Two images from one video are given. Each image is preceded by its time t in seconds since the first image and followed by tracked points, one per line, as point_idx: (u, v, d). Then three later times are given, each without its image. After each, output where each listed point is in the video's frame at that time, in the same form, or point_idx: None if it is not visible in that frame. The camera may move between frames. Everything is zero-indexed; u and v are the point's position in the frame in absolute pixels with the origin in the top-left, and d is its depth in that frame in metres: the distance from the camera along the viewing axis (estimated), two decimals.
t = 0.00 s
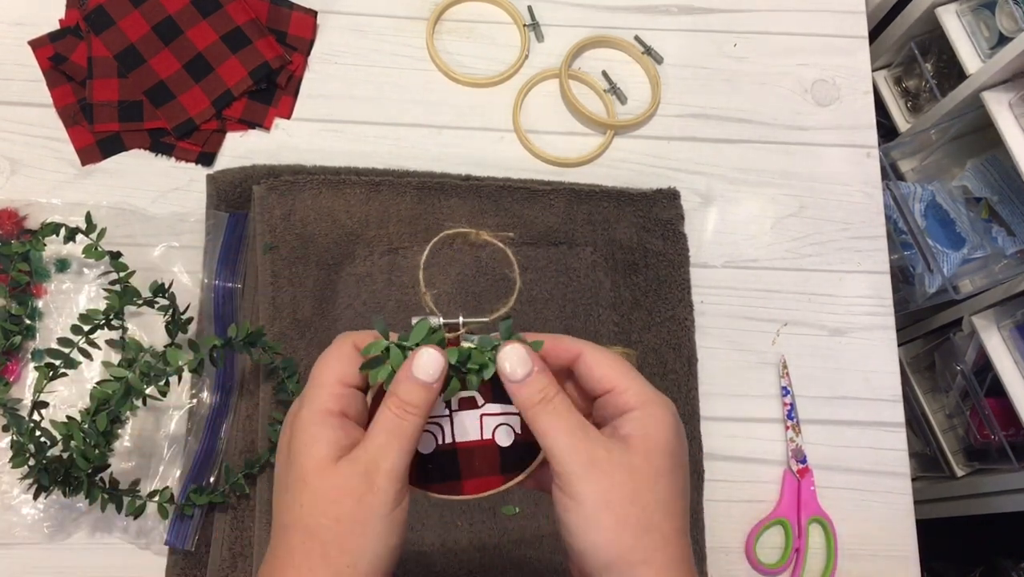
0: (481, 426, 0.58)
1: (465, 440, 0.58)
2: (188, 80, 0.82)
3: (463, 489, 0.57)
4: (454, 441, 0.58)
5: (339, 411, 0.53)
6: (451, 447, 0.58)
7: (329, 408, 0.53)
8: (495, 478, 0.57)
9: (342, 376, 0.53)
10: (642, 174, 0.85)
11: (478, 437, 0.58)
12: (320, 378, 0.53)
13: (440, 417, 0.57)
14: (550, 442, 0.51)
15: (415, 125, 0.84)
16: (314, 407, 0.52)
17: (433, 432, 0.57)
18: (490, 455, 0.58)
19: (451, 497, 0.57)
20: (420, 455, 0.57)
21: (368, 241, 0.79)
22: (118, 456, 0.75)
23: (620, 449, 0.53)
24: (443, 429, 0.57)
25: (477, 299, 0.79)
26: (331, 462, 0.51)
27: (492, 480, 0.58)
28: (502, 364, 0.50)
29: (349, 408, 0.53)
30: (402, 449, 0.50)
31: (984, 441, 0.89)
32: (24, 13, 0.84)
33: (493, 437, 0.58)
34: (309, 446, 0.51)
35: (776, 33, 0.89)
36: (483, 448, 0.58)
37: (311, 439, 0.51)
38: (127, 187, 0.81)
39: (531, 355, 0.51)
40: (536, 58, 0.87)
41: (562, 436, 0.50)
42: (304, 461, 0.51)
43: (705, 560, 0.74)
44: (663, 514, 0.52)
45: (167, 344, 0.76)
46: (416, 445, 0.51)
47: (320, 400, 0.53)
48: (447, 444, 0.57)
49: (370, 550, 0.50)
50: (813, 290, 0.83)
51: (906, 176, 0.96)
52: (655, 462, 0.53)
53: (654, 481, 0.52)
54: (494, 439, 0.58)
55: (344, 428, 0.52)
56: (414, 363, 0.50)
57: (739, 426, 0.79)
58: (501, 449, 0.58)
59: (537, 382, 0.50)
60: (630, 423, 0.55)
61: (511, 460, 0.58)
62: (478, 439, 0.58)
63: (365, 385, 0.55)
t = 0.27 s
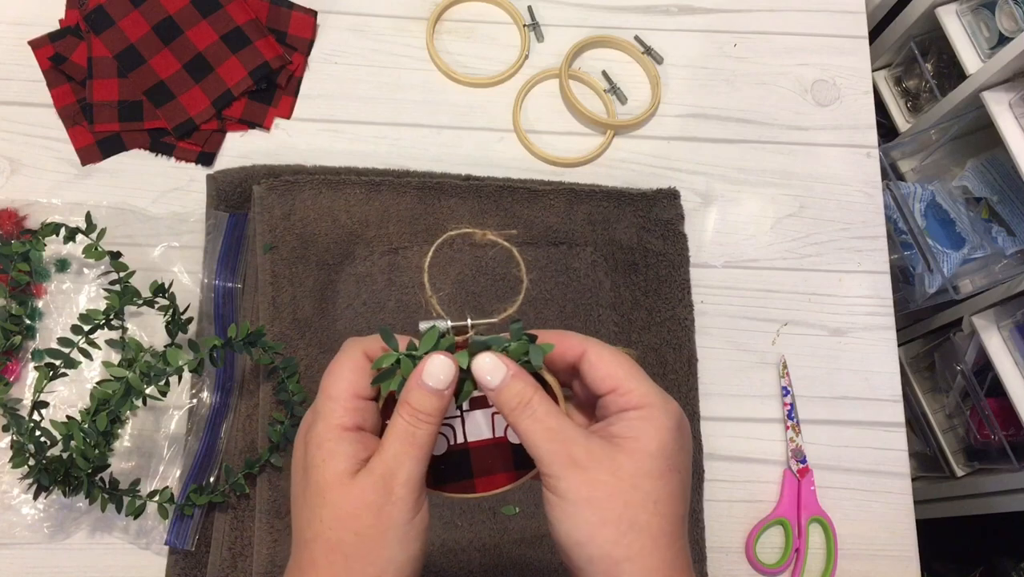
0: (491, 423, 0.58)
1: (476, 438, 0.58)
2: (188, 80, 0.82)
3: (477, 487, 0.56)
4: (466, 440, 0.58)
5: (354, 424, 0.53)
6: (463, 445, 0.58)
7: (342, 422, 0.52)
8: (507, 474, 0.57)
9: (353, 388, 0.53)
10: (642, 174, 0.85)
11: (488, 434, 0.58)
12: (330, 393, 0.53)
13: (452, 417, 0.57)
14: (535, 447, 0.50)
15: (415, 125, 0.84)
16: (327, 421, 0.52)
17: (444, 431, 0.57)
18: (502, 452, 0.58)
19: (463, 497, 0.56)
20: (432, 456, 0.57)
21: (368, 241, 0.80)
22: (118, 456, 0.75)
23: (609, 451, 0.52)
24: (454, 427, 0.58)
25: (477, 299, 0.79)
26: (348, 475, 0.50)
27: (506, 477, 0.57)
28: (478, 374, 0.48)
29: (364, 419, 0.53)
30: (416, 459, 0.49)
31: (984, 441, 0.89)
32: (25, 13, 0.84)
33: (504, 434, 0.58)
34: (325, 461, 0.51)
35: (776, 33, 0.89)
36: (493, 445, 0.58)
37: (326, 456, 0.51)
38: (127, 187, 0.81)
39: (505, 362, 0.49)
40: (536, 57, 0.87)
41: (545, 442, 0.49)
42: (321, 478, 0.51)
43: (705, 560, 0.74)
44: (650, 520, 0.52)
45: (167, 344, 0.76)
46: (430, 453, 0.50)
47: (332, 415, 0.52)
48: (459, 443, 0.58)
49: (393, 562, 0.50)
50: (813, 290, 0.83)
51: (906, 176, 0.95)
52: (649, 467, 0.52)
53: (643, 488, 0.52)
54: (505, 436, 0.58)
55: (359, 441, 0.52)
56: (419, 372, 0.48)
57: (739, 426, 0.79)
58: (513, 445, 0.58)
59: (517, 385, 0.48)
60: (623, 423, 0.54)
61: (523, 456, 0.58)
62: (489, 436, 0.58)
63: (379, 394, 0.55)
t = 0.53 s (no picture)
0: (528, 424, 0.67)
1: (512, 439, 0.67)
2: (187, 80, 0.82)
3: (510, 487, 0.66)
4: (502, 440, 0.67)
5: (390, 402, 0.54)
6: (501, 444, 0.67)
7: (380, 398, 0.53)
8: (539, 475, 0.67)
9: (393, 367, 0.54)
10: (642, 174, 0.85)
11: (526, 435, 0.67)
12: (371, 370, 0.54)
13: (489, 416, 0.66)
14: (588, 437, 0.51)
15: (415, 125, 0.84)
16: (365, 395, 0.53)
17: (483, 430, 0.66)
18: (536, 454, 0.67)
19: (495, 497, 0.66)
20: (470, 453, 0.66)
21: (369, 241, 0.80)
22: (118, 456, 0.75)
23: (660, 445, 0.53)
24: (493, 429, 0.66)
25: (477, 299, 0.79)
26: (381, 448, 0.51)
27: (536, 478, 0.67)
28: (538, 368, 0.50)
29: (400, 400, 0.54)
30: (449, 435, 0.50)
31: (984, 441, 0.89)
32: (25, 13, 0.84)
33: (540, 435, 0.67)
34: (358, 433, 0.52)
35: (776, 33, 0.89)
36: (529, 445, 0.67)
37: (358, 426, 0.52)
38: (127, 187, 0.81)
39: (562, 357, 0.51)
40: (536, 57, 0.87)
41: (597, 430, 0.50)
42: (352, 448, 0.51)
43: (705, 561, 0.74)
44: (700, 513, 0.51)
45: (167, 344, 0.76)
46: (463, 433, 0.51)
47: (371, 389, 0.53)
48: (497, 442, 0.67)
49: (414, 542, 0.50)
50: (813, 290, 0.83)
51: (906, 176, 0.95)
52: (698, 461, 0.53)
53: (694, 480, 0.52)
54: (540, 437, 0.67)
55: (393, 418, 0.53)
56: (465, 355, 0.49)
57: (739, 426, 0.79)
58: (547, 448, 0.67)
59: (573, 376, 0.50)
60: (670, 421, 0.55)
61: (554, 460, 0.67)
62: (526, 437, 0.67)
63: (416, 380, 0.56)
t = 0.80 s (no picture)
0: (545, 449, 0.65)
1: (530, 465, 0.65)
2: (187, 80, 0.82)
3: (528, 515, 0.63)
4: (519, 466, 0.65)
5: (398, 435, 0.54)
6: (517, 471, 0.64)
7: (389, 432, 0.54)
8: (559, 503, 0.64)
9: (404, 399, 0.54)
10: (642, 174, 0.85)
11: (543, 460, 0.65)
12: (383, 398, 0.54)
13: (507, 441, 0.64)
14: (602, 463, 0.51)
15: (415, 125, 0.84)
16: (373, 427, 0.53)
17: (499, 457, 0.64)
18: (555, 480, 0.65)
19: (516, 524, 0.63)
20: (483, 480, 0.64)
21: (369, 241, 0.79)
22: (118, 456, 0.75)
23: (674, 476, 0.53)
24: (508, 454, 0.64)
25: (477, 299, 0.79)
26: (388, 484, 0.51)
27: (556, 505, 0.64)
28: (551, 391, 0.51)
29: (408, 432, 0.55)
30: (452, 470, 0.51)
31: (984, 441, 0.89)
32: (25, 14, 0.84)
33: (557, 461, 0.65)
34: (368, 467, 0.52)
35: (776, 33, 0.89)
36: (547, 471, 0.65)
37: (369, 461, 0.52)
38: (127, 187, 0.81)
39: (578, 379, 0.52)
40: (536, 57, 0.87)
41: (611, 457, 0.51)
42: (359, 484, 0.52)
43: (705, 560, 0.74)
44: (705, 537, 0.52)
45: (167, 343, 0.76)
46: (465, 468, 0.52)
47: (381, 423, 0.54)
48: (512, 469, 0.64)
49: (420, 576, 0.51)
50: (813, 290, 0.83)
51: (906, 176, 0.95)
52: (707, 492, 0.54)
53: (703, 510, 0.53)
54: (559, 463, 0.65)
55: (401, 453, 0.53)
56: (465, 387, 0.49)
57: (739, 426, 0.79)
58: (566, 474, 0.65)
59: (588, 401, 0.51)
60: (680, 450, 0.56)
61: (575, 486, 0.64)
62: (544, 462, 0.65)
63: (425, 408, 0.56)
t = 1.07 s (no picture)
0: (477, 414, 0.60)
1: (467, 430, 0.60)
2: (187, 80, 0.82)
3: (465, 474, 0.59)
4: (457, 428, 0.60)
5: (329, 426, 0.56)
6: (456, 434, 0.60)
7: (323, 416, 0.55)
8: (489, 461, 0.60)
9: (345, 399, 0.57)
10: (642, 174, 0.85)
11: (474, 425, 0.60)
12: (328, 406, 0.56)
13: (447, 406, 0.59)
14: None
15: (415, 125, 0.84)
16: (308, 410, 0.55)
17: (443, 419, 0.60)
18: (480, 442, 0.60)
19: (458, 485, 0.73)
20: (432, 441, 0.59)
21: (369, 241, 0.79)
22: (118, 456, 0.75)
23: None
24: (451, 414, 0.60)
25: (477, 299, 0.79)
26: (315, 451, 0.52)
27: (487, 465, 0.60)
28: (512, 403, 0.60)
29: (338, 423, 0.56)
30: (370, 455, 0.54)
31: (984, 441, 0.89)
32: (25, 14, 0.84)
33: (485, 426, 0.60)
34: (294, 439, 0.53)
35: (776, 33, 0.89)
36: (478, 436, 0.60)
37: (292, 435, 0.53)
38: (127, 187, 0.81)
39: None
40: (536, 57, 0.87)
41: None
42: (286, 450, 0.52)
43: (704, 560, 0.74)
44: None
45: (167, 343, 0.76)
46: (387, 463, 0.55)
47: (320, 411, 0.56)
48: (453, 431, 0.60)
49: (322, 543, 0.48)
50: (813, 290, 0.83)
51: (906, 176, 0.95)
52: None
53: None
54: (486, 428, 0.60)
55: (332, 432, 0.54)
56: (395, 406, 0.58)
57: (739, 426, 0.79)
58: (490, 437, 0.60)
59: None
60: None
61: (501, 443, 0.60)
62: (474, 427, 0.60)
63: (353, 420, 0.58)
